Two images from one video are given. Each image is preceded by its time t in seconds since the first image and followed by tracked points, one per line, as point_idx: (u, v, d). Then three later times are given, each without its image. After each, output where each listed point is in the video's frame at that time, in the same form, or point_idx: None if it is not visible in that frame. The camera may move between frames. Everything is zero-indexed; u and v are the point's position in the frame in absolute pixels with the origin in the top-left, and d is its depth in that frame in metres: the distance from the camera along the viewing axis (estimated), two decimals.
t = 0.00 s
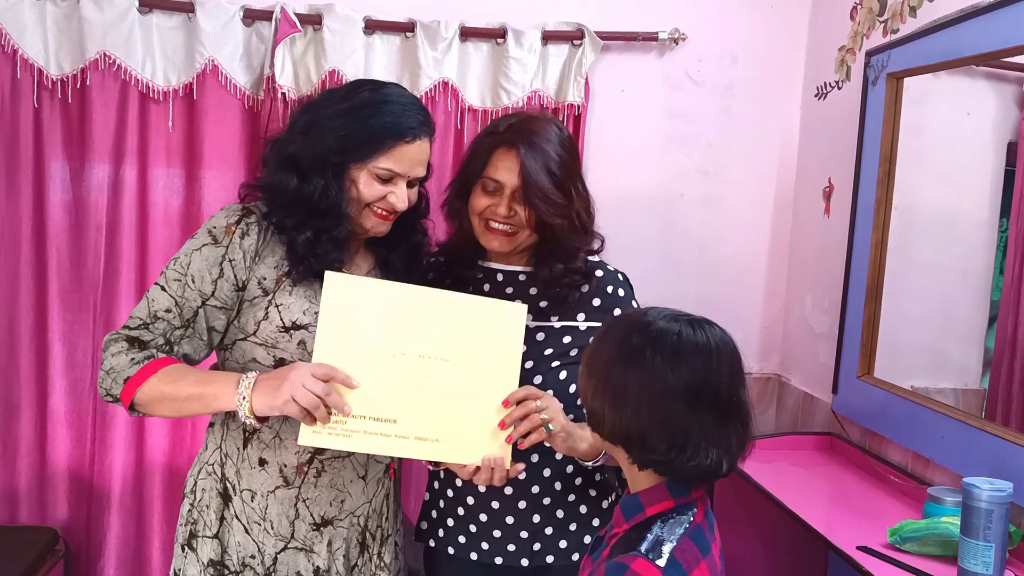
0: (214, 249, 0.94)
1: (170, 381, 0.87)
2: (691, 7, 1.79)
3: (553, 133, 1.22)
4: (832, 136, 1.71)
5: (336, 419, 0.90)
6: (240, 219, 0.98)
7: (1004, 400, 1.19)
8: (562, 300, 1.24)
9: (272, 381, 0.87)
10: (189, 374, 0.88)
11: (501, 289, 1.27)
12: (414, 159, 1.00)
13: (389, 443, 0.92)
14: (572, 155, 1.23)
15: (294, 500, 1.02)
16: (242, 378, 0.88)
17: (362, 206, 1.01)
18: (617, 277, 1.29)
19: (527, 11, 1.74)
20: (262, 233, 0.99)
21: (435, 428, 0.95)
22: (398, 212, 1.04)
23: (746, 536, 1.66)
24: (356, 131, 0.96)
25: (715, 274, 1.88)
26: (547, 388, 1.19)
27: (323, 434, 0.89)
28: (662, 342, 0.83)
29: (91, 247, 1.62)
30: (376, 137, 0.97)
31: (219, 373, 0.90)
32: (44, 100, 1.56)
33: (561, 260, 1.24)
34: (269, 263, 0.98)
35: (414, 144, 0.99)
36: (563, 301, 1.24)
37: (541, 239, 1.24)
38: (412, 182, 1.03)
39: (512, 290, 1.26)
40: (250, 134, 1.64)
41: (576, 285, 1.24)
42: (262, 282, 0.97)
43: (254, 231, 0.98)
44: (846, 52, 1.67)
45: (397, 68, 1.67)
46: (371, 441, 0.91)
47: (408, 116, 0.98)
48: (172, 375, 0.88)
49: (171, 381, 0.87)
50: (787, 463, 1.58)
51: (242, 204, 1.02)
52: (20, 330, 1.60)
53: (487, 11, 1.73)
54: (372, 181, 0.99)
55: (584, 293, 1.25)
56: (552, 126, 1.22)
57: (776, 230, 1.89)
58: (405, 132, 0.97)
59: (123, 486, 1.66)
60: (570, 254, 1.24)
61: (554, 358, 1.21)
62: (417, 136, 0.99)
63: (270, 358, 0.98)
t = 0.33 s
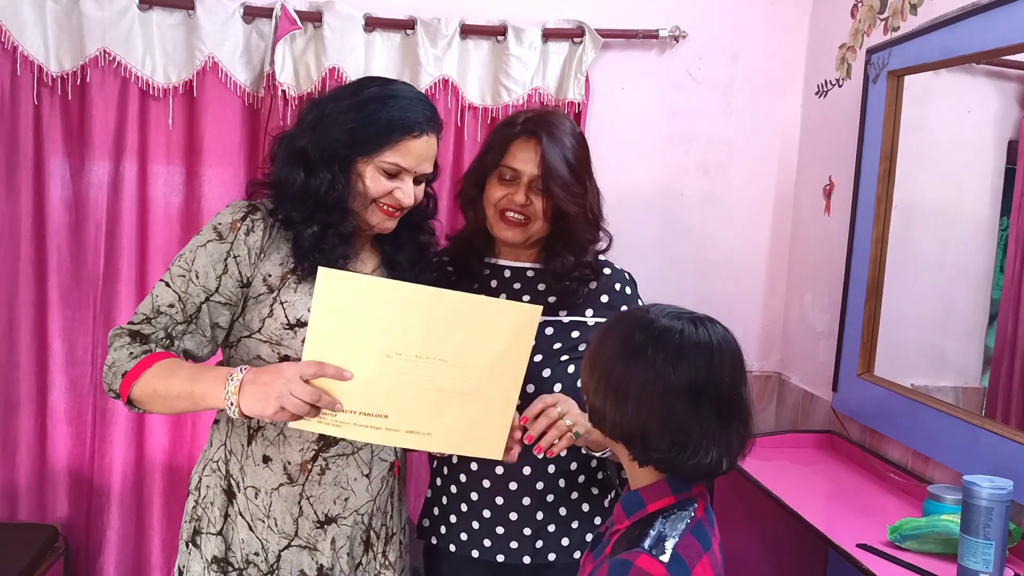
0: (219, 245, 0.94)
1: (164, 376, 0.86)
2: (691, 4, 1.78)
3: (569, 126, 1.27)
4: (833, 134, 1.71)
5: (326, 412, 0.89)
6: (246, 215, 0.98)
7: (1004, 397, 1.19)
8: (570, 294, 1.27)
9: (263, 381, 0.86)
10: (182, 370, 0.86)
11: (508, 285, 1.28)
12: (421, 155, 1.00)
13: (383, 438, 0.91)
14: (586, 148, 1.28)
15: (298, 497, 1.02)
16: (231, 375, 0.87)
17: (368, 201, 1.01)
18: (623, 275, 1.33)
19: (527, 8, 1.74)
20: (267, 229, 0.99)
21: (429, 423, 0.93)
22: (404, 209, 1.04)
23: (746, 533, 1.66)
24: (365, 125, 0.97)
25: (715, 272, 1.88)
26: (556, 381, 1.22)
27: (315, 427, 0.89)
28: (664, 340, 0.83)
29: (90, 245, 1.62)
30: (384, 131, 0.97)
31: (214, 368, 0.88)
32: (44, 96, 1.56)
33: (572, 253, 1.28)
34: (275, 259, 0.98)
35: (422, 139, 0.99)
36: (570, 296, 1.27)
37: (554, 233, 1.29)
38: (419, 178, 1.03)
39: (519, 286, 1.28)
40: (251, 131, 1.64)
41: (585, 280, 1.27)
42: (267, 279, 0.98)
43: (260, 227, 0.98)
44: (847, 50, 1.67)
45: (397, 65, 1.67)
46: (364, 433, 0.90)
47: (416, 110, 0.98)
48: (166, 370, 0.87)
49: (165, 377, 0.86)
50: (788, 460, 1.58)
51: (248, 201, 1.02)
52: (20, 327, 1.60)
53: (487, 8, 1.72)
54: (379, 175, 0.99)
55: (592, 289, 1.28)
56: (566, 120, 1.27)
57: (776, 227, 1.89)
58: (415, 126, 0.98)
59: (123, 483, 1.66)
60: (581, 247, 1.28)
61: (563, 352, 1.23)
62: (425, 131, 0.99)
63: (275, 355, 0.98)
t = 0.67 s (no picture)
0: (219, 245, 0.94)
1: (170, 382, 0.86)
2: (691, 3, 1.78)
3: (582, 123, 1.29)
4: (832, 133, 1.71)
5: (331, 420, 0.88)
6: (246, 214, 0.98)
7: (1003, 396, 1.19)
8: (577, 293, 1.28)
9: (269, 390, 0.84)
10: (188, 377, 0.86)
11: (515, 282, 1.28)
12: (418, 150, 1.00)
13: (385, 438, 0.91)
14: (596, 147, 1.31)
15: (299, 495, 1.02)
16: (238, 383, 0.86)
17: (366, 197, 1.01)
18: (628, 278, 1.35)
19: (526, 7, 1.74)
20: (267, 229, 0.99)
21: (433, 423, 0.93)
22: (403, 204, 1.04)
23: (745, 531, 1.66)
24: (363, 120, 0.97)
25: (714, 270, 1.88)
26: (563, 378, 1.23)
27: (320, 431, 0.89)
28: (665, 339, 0.83)
29: (90, 243, 1.62)
30: (380, 126, 0.97)
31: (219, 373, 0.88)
32: (43, 95, 1.56)
33: (578, 248, 1.31)
34: (275, 258, 0.98)
35: (419, 134, 0.99)
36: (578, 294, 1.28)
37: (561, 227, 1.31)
38: (417, 173, 1.03)
39: (526, 284, 1.28)
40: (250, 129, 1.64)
41: (592, 280, 1.31)
42: (267, 278, 0.98)
43: (260, 227, 0.98)
44: (846, 49, 1.67)
45: (397, 64, 1.67)
46: (365, 436, 0.90)
47: (412, 105, 0.98)
48: (173, 375, 0.86)
49: (171, 381, 0.86)
50: (787, 459, 1.58)
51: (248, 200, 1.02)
52: (20, 325, 1.60)
53: (487, 7, 1.72)
54: (376, 172, 0.99)
55: (599, 290, 1.30)
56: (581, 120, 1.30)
57: (776, 227, 1.89)
58: (410, 121, 0.98)
59: (123, 481, 1.66)
60: (586, 243, 1.31)
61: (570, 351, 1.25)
62: (420, 126, 0.99)
63: (275, 353, 0.98)
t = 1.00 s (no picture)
0: (216, 244, 0.94)
1: (158, 386, 0.86)
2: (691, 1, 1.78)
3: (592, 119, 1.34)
4: (832, 131, 1.71)
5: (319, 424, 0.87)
6: (243, 213, 0.98)
7: (1003, 394, 1.19)
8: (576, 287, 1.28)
9: (255, 399, 0.83)
10: (174, 382, 0.86)
11: (513, 278, 1.28)
12: (416, 148, 1.00)
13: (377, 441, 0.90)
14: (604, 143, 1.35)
15: (296, 492, 1.02)
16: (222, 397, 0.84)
17: (365, 196, 1.01)
18: (627, 275, 1.33)
19: (526, 5, 1.73)
20: (264, 227, 0.99)
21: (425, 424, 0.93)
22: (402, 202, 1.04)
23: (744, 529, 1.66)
24: (361, 118, 0.97)
25: (714, 268, 1.88)
26: (558, 373, 1.23)
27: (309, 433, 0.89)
28: (667, 340, 0.83)
29: (89, 241, 1.62)
30: (376, 125, 0.97)
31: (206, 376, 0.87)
32: (42, 93, 1.56)
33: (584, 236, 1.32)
34: (271, 256, 0.98)
35: (417, 132, 0.99)
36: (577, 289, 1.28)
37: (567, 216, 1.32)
38: (415, 172, 1.03)
39: (524, 280, 1.28)
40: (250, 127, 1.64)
41: (590, 275, 1.30)
42: (264, 276, 0.98)
43: (256, 225, 0.98)
44: (846, 47, 1.67)
45: (397, 61, 1.67)
46: (355, 437, 0.89)
47: (409, 104, 0.99)
48: (164, 377, 0.86)
49: (158, 386, 0.86)
50: (785, 457, 1.59)
51: (245, 199, 1.02)
52: (19, 323, 1.60)
53: (486, 5, 1.72)
54: (374, 170, 0.99)
55: (596, 286, 1.30)
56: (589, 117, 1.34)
57: (775, 225, 1.89)
58: (407, 119, 0.98)
59: (123, 479, 1.66)
60: (593, 231, 1.33)
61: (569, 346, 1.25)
62: (417, 124, 0.99)
63: (272, 351, 0.98)
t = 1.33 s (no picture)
0: (215, 241, 0.94)
1: (151, 402, 0.86)
2: None
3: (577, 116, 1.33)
4: (833, 128, 1.71)
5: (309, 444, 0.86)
6: (241, 209, 0.98)
7: (1004, 391, 1.19)
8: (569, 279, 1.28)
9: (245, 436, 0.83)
10: (165, 400, 0.86)
11: (507, 274, 1.28)
12: (412, 145, 1.00)
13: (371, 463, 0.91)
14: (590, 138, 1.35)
15: (296, 487, 1.02)
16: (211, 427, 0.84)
17: (360, 192, 1.01)
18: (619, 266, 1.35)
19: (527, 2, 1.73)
20: (262, 223, 0.99)
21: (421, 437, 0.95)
22: (398, 199, 1.04)
23: (745, 525, 1.66)
24: (356, 115, 0.97)
25: (715, 265, 1.88)
26: (557, 364, 1.25)
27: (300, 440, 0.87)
28: (660, 337, 0.83)
29: (90, 238, 1.62)
30: (373, 122, 0.97)
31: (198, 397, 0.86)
32: (43, 89, 1.56)
33: (574, 234, 1.32)
34: (270, 252, 0.98)
35: (411, 129, 1.00)
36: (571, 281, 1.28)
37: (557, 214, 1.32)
38: (411, 169, 1.04)
39: (518, 275, 1.28)
40: (251, 124, 1.64)
41: (585, 267, 1.31)
42: (263, 272, 0.98)
43: (255, 221, 0.98)
44: (848, 44, 1.66)
45: (398, 59, 1.67)
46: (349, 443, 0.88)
47: (406, 101, 0.99)
48: (157, 392, 0.86)
49: (150, 403, 0.86)
50: (786, 453, 1.59)
51: (244, 195, 1.02)
52: (20, 320, 1.60)
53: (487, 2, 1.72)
54: (370, 167, 0.99)
55: (590, 278, 1.30)
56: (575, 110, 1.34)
57: (776, 222, 1.89)
58: (403, 116, 0.98)
59: (124, 476, 1.66)
60: (582, 227, 1.33)
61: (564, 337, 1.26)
62: (413, 121, 1.00)
63: (272, 346, 0.99)
